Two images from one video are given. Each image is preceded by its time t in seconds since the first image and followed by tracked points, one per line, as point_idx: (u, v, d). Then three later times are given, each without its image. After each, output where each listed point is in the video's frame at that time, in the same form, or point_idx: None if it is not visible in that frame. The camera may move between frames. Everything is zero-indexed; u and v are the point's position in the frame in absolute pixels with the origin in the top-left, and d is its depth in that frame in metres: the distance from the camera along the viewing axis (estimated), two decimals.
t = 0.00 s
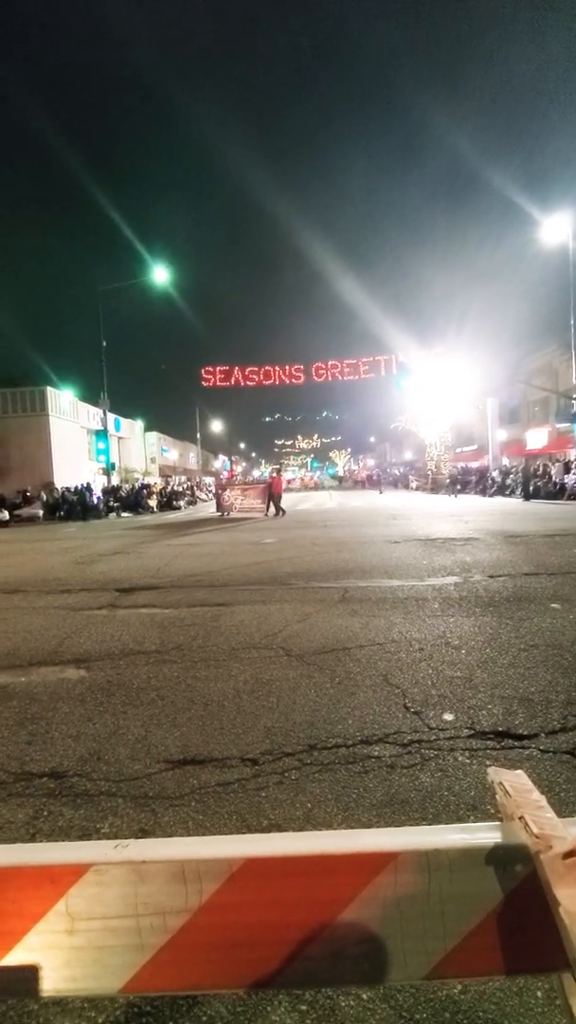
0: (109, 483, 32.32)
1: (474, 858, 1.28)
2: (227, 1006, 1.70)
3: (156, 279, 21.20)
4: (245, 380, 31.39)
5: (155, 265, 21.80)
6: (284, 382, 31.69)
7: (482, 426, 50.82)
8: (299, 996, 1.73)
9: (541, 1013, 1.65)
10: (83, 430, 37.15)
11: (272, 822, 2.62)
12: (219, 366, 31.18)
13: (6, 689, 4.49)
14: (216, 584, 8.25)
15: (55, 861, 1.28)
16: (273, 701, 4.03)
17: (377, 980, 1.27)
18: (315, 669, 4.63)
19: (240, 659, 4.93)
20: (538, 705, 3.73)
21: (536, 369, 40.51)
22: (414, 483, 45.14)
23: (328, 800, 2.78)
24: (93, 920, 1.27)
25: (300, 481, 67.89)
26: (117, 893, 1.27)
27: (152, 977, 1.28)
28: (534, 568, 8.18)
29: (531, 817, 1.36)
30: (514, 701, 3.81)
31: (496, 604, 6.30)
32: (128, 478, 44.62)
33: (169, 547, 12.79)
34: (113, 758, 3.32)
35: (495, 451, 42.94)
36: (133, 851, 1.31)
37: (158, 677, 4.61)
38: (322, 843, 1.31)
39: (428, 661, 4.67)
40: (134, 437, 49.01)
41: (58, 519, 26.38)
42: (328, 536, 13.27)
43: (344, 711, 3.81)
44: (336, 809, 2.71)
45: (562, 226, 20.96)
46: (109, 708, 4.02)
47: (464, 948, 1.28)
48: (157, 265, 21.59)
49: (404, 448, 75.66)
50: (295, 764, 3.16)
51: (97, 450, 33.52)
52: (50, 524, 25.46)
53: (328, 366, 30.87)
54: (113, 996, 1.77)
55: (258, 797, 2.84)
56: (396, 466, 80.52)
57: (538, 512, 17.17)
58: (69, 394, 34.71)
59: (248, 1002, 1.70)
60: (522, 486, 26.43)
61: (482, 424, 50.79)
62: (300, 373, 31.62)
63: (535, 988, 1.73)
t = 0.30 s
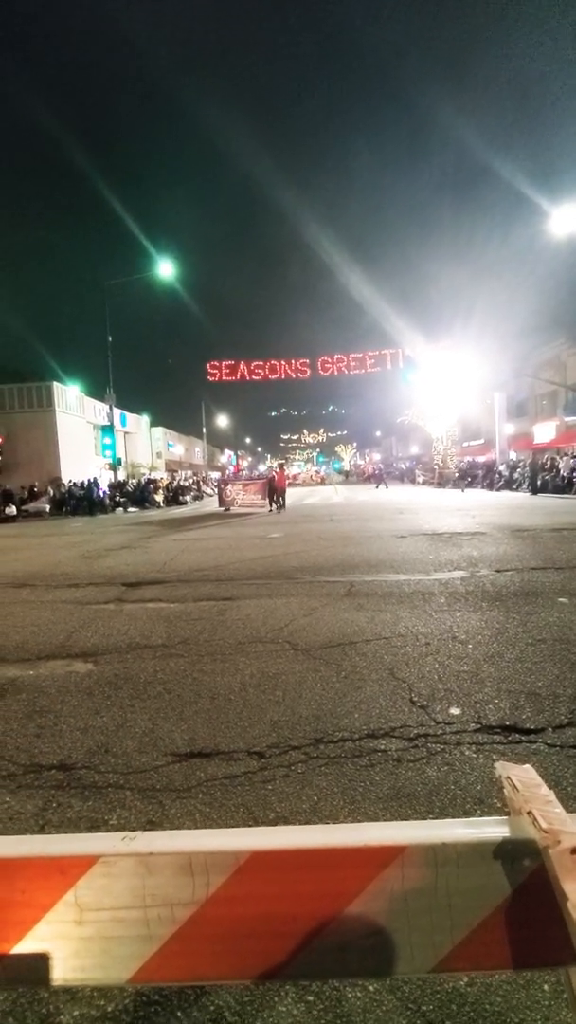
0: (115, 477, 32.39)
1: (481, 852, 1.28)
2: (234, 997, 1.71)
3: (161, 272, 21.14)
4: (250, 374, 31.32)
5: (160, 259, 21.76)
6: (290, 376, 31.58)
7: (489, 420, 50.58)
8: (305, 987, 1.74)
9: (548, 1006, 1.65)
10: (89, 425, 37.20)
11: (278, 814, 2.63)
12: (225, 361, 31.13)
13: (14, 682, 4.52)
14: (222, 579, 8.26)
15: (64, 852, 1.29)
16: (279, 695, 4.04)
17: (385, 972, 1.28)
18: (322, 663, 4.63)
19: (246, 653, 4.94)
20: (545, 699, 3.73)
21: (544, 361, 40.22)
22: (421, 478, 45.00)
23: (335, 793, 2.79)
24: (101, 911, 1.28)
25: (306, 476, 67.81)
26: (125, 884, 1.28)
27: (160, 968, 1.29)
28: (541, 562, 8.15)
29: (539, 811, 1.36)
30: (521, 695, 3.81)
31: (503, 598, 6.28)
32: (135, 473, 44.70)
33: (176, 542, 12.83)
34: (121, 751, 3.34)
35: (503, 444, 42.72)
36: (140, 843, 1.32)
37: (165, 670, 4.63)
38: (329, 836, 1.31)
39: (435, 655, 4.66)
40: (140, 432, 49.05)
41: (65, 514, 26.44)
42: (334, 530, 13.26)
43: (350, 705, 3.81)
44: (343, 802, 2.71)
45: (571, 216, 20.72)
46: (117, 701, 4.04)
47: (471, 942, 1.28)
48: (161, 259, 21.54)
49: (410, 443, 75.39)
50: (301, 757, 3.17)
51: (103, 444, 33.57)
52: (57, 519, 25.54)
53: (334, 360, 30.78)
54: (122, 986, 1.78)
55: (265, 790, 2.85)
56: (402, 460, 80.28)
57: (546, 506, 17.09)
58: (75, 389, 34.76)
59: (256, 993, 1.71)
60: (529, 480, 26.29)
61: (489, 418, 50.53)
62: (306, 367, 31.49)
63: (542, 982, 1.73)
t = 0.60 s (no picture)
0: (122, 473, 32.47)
1: (489, 845, 1.29)
2: (242, 987, 1.72)
3: (167, 267, 21.11)
4: (256, 369, 31.27)
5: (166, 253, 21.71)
6: (296, 371, 31.50)
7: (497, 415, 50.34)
8: (313, 977, 1.75)
9: (554, 998, 1.66)
10: (96, 420, 37.29)
11: (285, 807, 2.65)
12: (231, 356, 31.10)
13: (24, 676, 4.55)
14: (229, 574, 8.28)
15: (75, 842, 1.31)
16: (286, 689, 4.06)
17: (391, 962, 1.29)
18: (329, 658, 4.65)
19: (253, 648, 4.96)
20: (553, 695, 3.73)
21: (552, 355, 39.94)
22: (428, 473, 44.90)
23: (342, 786, 2.80)
24: (113, 900, 1.30)
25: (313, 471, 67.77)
26: (136, 874, 1.30)
27: (170, 956, 1.31)
28: (548, 558, 8.13)
29: (547, 805, 1.37)
30: (529, 690, 3.81)
31: (511, 594, 6.27)
32: (142, 468, 44.80)
33: (182, 537, 12.86)
34: (130, 744, 3.36)
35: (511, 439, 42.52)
36: (151, 833, 1.33)
37: (173, 665, 4.66)
38: (336, 828, 1.32)
39: (441, 650, 4.67)
40: (146, 429, 49.21)
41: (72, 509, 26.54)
42: (341, 526, 13.26)
43: (357, 699, 3.83)
44: (350, 796, 2.73)
45: None
46: (125, 696, 4.06)
47: (478, 934, 1.30)
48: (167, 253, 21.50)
49: (417, 438, 75.15)
50: (308, 751, 3.19)
51: (110, 440, 33.64)
52: (65, 515, 25.66)
53: (340, 355, 30.68)
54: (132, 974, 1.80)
55: (272, 783, 2.87)
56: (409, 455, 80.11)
57: (554, 502, 17.02)
58: (81, 385, 34.83)
59: (264, 983, 1.72)
60: (538, 475, 26.15)
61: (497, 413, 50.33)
62: (312, 362, 31.37)
63: (548, 974, 1.74)
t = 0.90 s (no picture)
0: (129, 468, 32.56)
1: (496, 838, 1.30)
2: (250, 976, 1.74)
3: (174, 261, 21.09)
4: (263, 364, 31.23)
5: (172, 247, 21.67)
6: (303, 365, 31.40)
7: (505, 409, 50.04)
8: (320, 967, 1.76)
9: (561, 990, 1.66)
10: (103, 415, 37.37)
11: (293, 800, 2.66)
12: (238, 350, 31.07)
13: (33, 669, 4.59)
14: (236, 569, 8.30)
15: (86, 831, 1.32)
16: (293, 683, 4.07)
17: (398, 953, 1.30)
18: (336, 652, 4.66)
19: (261, 642, 4.98)
20: (561, 690, 3.72)
21: (561, 349, 39.67)
22: (435, 467, 44.79)
23: (349, 780, 2.82)
24: (124, 888, 1.32)
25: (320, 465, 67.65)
26: (146, 864, 1.31)
27: (179, 944, 1.33)
28: (556, 552, 8.11)
29: (554, 799, 1.37)
30: (536, 685, 3.81)
31: (519, 588, 6.27)
32: (149, 463, 44.92)
33: (190, 532, 12.90)
34: (138, 736, 3.39)
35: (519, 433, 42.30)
36: (160, 823, 1.35)
37: (181, 659, 4.68)
38: (344, 820, 1.33)
39: (449, 645, 4.67)
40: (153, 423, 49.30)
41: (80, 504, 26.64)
42: (348, 520, 13.26)
43: (364, 693, 3.84)
44: (357, 789, 2.74)
45: None
46: (134, 689, 4.09)
47: (484, 926, 1.30)
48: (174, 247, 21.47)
49: (425, 433, 74.94)
50: (315, 744, 3.20)
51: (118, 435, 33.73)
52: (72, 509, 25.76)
53: (347, 349, 30.55)
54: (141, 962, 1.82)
55: (280, 776, 2.88)
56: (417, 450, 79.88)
57: (561, 496, 16.96)
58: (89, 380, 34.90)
59: (272, 972, 1.74)
60: (547, 470, 26.00)
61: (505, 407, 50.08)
62: (319, 355, 31.29)
63: (554, 967, 1.74)
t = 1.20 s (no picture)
0: (134, 465, 32.60)
1: (501, 836, 1.30)
2: (254, 970, 1.74)
3: (177, 257, 21.05)
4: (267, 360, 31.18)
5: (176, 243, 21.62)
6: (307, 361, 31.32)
7: (510, 405, 49.85)
8: (325, 962, 1.76)
9: (565, 985, 1.66)
10: (107, 412, 37.40)
11: (296, 797, 2.67)
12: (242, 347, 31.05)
13: (39, 665, 4.62)
14: (240, 565, 8.31)
15: (91, 827, 1.33)
16: (297, 680, 4.08)
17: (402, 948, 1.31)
18: (339, 648, 4.67)
19: (265, 638, 4.99)
20: (565, 687, 3.72)
21: (567, 345, 39.50)
22: (439, 464, 44.74)
23: (353, 776, 2.83)
24: (129, 882, 1.33)
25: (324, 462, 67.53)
26: (151, 858, 1.32)
27: (184, 939, 1.34)
28: (561, 550, 8.09)
29: (559, 796, 1.37)
30: (541, 683, 3.81)
31: (523, 585, 6.27)
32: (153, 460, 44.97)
33: (194, 528, 12.92)
34: (143, 732, 3.40)
35: (524, 430, 42.14)
36: (165, 819, 1.35)
37: (185, 654, 4.70)
38: (347, 815, 1.33)
39: (453, 642, 4.68)
40: (157, 420, 49.32)
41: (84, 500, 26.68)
42: (352, 517, 13.28)
43: (367, 690, 3.85)
44: (361, 786, 2.74)
45: None
46: (138, 685, 4.11)
47: (488, 921, 1.31)
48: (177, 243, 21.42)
49: (429, 429, 74.80)
50: (319, 740, 3.21)
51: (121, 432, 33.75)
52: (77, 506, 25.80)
53: (351, 345, 30.46)
54: (146, 955, 1.83)
55: (284, 772, 2.90)
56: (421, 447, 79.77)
57: (566, 493, 16.92)
58: (93, 377, 34.92)
59: (276, 966, 1.74)
60: (552, 466, 25.91)
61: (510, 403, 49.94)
62: (323, 352, 31.19)
63: (558, 962, 1.75)
